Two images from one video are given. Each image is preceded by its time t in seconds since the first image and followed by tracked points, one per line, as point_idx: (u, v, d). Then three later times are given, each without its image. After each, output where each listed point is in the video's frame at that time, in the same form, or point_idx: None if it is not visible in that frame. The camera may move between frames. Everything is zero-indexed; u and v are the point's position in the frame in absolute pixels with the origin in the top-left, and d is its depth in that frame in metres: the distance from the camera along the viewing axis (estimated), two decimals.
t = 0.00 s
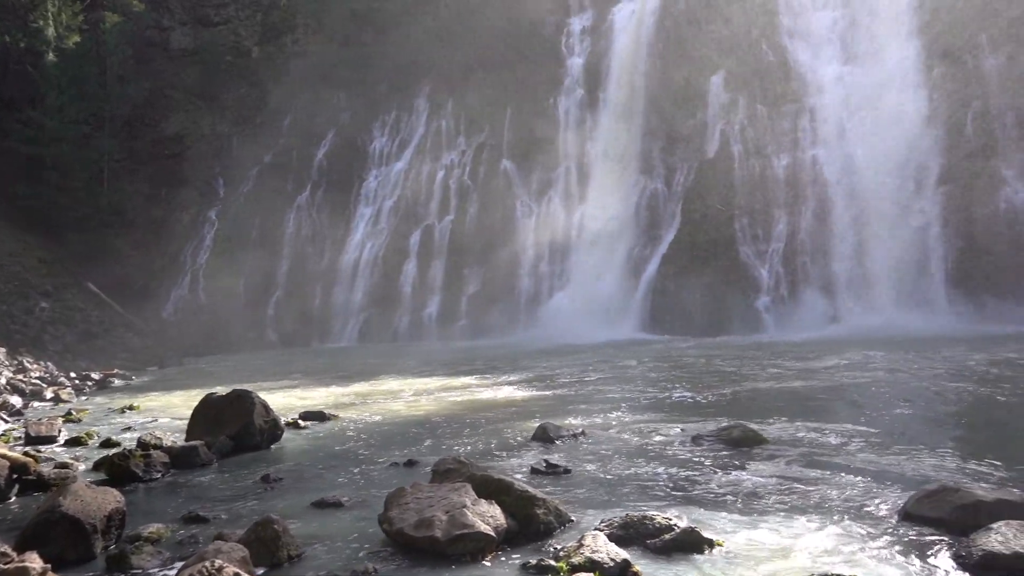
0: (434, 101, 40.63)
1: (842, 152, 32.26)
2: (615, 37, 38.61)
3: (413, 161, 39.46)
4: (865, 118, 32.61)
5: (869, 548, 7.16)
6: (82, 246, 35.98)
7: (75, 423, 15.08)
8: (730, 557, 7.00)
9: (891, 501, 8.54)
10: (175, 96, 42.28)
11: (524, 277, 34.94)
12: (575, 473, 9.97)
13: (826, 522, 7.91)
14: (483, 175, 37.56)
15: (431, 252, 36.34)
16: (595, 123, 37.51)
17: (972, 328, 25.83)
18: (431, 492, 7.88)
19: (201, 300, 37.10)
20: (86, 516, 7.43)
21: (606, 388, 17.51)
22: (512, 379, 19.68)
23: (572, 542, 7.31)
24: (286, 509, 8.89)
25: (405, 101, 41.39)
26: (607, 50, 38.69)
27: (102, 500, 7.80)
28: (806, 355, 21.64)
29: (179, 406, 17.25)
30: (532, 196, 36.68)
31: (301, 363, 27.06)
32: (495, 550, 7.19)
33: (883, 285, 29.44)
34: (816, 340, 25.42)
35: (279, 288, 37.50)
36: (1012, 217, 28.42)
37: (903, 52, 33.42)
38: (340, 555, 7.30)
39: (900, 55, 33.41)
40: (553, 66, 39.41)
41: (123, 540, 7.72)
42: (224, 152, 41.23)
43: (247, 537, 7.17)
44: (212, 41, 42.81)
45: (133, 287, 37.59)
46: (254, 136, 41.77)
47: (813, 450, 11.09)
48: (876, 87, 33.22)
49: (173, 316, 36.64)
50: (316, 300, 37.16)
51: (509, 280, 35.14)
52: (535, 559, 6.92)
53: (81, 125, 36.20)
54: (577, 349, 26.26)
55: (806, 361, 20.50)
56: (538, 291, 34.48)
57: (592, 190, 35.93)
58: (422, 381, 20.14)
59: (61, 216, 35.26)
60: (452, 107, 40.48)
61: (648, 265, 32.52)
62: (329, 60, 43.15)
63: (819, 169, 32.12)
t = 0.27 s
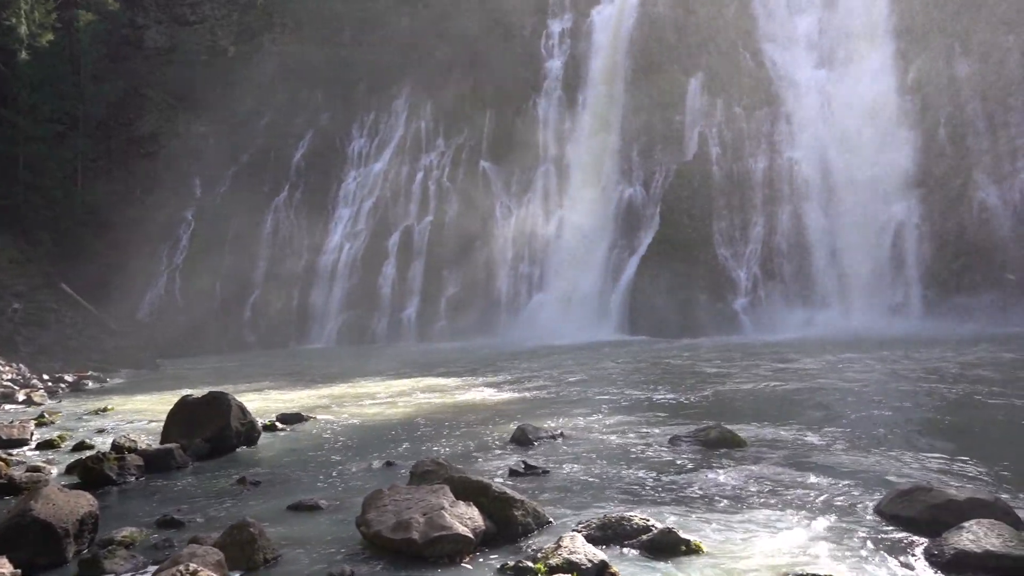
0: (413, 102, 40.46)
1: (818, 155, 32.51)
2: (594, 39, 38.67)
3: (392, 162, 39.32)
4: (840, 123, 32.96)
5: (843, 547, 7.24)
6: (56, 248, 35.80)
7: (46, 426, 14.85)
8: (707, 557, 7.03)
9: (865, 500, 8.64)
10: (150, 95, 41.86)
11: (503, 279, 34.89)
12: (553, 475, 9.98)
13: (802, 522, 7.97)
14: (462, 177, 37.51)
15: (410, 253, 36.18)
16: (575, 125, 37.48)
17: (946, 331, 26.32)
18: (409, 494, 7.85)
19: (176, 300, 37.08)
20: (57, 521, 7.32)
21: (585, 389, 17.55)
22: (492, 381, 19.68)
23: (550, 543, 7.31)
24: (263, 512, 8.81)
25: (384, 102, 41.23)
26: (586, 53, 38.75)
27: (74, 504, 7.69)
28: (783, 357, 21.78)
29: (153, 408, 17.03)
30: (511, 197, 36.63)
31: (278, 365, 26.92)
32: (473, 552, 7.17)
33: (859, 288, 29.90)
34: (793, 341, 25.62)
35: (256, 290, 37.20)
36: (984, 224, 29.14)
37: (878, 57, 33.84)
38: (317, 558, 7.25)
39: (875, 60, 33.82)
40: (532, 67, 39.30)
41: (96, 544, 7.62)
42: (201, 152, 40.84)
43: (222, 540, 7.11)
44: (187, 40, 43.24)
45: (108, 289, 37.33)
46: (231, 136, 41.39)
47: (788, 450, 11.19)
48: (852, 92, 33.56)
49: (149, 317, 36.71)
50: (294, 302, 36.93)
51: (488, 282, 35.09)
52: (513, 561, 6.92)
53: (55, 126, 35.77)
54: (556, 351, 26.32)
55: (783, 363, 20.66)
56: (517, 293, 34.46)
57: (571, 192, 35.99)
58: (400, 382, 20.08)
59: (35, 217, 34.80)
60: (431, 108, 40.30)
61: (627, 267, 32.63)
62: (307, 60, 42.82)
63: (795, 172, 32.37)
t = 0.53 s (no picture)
0: (401, 103, 40.34)
1: (804, 159, 32.77)
2: (583, 41, 38.72)
3: (380, 162, 39.25)
4: (828, 127, 33.33)
5: (827, 547, 7.28)
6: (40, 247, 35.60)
7: (29, 427, 14.72)
8: (694, 558, 7.06)
9: (849, 502, 8.68)
10: (137, 94, 41.63)
11: (490, 280, 34.88)
12: (540, 476, 9.99)
13: (786, 523, 8.00)
14: (450, 178, 37.47)
15: (397, 254, 36.07)
16: (563, 127, 37.46)
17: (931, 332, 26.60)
18: (395, 495, 7.83)
19: (162, 300, 36.91)
20: (40, 522, 7.26)
21: (572, 390, 17.55)
22: (479, 382, 19.65)
23: (536, 544, 7.32)
24: (247, 514, 8.77)
25: (372, 103, 41.13)
26: (575, 54, 38.80)
27: (57, 505, 7.62)
28: (769, 359, 21.86)
29: (138, 409, 16.92)
30: (499, 198, 36.60)
31: (265, 365, 26.83)
32: (459, 554, 7.16)
33: (845, 291, 30.30)
34: (778, 343, 25.75)
35: (243, 290, 37.07)
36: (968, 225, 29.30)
37: (866, 63, 34.23)
38: (302, 560, 7.23)
39: (863, 66, 34.23)
40: (521, 68, 39.26)
41: (79, 547, 7.56)
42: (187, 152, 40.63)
43: (206, 541, 7.07)
44: (174, 38, 42.95)
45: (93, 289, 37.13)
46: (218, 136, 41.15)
47: (773, 451, 11.23)
48: (839, 95, 33.78)
49: (134, 318, 36.52)
50: (281, 302, 36.81)
51: (475, 282, 35.05)
52: (498, 563, 6.91)
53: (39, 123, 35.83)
54: (543, 352, 26.38)
55: (769, 364, 20.74)
56: (504, 294, 34.47)
57: (559, 194, 36.02)
58: (387, 383, 20.07)
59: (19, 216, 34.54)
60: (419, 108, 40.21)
61: (614, 268, 32.70)
62: (294, 60, 42.58)
63: (782, 174, 32.50)
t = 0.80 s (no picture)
0: (387, 102, 40.25)
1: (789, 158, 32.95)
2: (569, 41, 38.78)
3: (365, 162, 39.16)
4: (812, 126, 33.53)
5: (811, 544, 7.33)
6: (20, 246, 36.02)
7: (12, 429, 14.60)
8: (679, 555, 7.09)
9: (834, 498, 8.74)
10: (120, 94, 41.38)
11: (478, 280, 34.85)
12: (527, 475, 10.00)
13: (771, 520, 8.05)
14: (436, 177, 37.42)
15: (384, 254, 35.96)
16: (549, 126, 37.49)
17: (916, 330, 26.91)
18: (381, 495, 7.81)
19: (147, 301, 36.67)
20: (23, 526, 7.20)
21: (560, 390, 17.58)
22: (466, 382, 19.64)
23: (523, 543, 7.32)
24: (233, 515, 8.74)
25: (358, 102, 41.00)
26: (560, 54, 38.84)
27: (40, 509, 7.56)
28: (756, 357, 21.98)
29: (123, 411, 16.81)
30: (486, 198, 36.57)
31: (251, 366, 26.74)
32: (446, 553, 7.15)
33: (830, 291, 30.65)
34: (766, 341, 25.85)
35: (228, 290, 36.89)
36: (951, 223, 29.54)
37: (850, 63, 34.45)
38: (288, 561, 7.21)
39: (847, 65, 34.47)
40: (507, 68, 39.27)
41: (62, 550, 7.50)
42: (172, 152, 40.42)
43: (192, 543, 7.03)
44: (157, 37, 42.81)
45: (77, 290, 36.78)
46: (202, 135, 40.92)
47: (758, 448, 11.31)
48: (823, 95, 34.01)
49: (119, 319, 36.28)
50: (267, 303, 36.64)
51: (463, 281, 35.00)
52: (485, 561, 6.92)
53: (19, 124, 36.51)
54: (531, 351, 26.42)
55: (755, 363, 20.86)
56: (492, 294, 34.45)
57: (546, 193, 36.06)
58: (375, 384, 20.06)
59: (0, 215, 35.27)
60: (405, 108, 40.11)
61: (601, 267, 32.76)
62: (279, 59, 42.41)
63: (767, 173, 32.64)
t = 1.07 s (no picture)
0: (381, 97, 40.13)
1: (782, 153, 33.02)
2: (562, 35, 38.68)
3: (359, 157, 39.07)
4: (804, 120, 33.60)
5: (804, 537, 7.36)
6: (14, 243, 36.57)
7: (6, 426, 14.55)
8: (672, 548, 7.11)
9: (827, 492, 8.77)
10: (112, 89, 41.25)
11: (472, 275, 34.83)
12: (522, 469, 10.01)
13: (765, 514, 8.07)
14: (430, 172, 37.35)
15: (378, 250, 35.88)
16: (543, 121, 37.43)
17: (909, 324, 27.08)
18: (376, 490, 7.81)
19: (141, 297, 36.56)
20: (16, 523, 7.18)
21: (554, 385, 17.60)
22: (460, 377, 19.64)
23: (517, 538, 7.33)
24: (227, 511, 8.73)
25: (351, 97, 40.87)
26: (554, 48, 38.76)
27: (33, 505, 7.55)
28: (750, 351, 22.02)
29: (117, 407, 16.77)
30: (480, 193, 36.52)
31: (245, 362, 26.69)
32: (440, 549, 7.16)
33: (824, 285, 30.77)
34: (759, 336, 25.89)
35: (222, 286, 36.82)
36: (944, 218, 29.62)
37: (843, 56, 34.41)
38: (283, 556, 7.20)
39: (841, 59, 34.48)
40: (500, 62, 39.19)
41: (56, 546, 7.49)
42: (165, 147, 40.31)
43: (185, 539, 7.02)
44: (150, 32, 42.27)
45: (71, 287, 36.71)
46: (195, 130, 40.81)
47: (752, 442, 11.34)
48: (817, 90, 34.03)
49: (112, 315, 36.20)
50: (261, 299, 36.57)
51: (457, 276, 34.97)
52: (480, 557, 6.92)
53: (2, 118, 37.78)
54: (525, 347, 26.46)
55: (749, 357, 20.90)
56: (486, 289, 34.44)
57: (540, 188, 36.04)
58: (369, 379, 20.09)
59: None
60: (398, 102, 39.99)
61: (595, 262, 32.79)
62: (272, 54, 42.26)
63: (761, 168, 32.69)
